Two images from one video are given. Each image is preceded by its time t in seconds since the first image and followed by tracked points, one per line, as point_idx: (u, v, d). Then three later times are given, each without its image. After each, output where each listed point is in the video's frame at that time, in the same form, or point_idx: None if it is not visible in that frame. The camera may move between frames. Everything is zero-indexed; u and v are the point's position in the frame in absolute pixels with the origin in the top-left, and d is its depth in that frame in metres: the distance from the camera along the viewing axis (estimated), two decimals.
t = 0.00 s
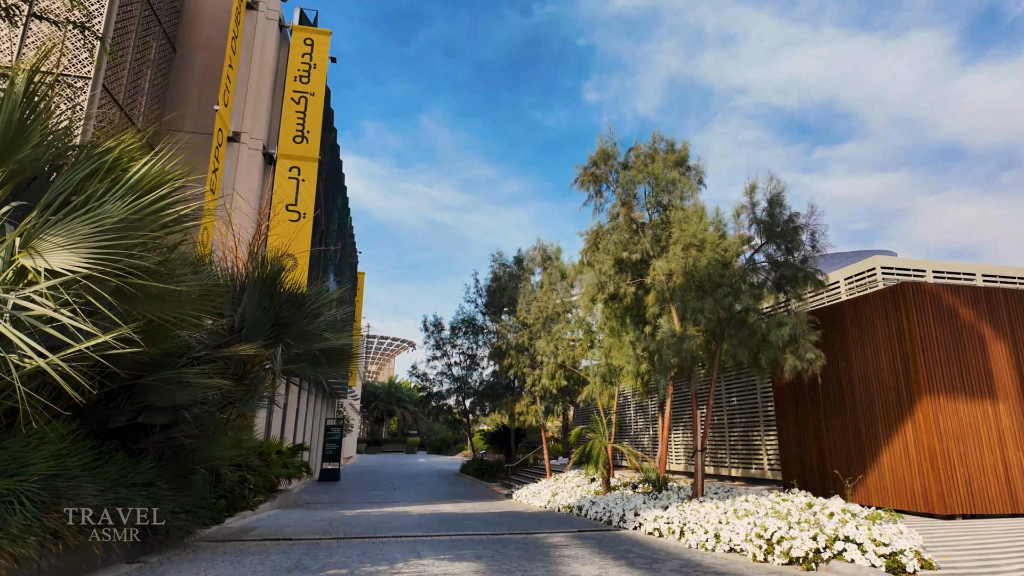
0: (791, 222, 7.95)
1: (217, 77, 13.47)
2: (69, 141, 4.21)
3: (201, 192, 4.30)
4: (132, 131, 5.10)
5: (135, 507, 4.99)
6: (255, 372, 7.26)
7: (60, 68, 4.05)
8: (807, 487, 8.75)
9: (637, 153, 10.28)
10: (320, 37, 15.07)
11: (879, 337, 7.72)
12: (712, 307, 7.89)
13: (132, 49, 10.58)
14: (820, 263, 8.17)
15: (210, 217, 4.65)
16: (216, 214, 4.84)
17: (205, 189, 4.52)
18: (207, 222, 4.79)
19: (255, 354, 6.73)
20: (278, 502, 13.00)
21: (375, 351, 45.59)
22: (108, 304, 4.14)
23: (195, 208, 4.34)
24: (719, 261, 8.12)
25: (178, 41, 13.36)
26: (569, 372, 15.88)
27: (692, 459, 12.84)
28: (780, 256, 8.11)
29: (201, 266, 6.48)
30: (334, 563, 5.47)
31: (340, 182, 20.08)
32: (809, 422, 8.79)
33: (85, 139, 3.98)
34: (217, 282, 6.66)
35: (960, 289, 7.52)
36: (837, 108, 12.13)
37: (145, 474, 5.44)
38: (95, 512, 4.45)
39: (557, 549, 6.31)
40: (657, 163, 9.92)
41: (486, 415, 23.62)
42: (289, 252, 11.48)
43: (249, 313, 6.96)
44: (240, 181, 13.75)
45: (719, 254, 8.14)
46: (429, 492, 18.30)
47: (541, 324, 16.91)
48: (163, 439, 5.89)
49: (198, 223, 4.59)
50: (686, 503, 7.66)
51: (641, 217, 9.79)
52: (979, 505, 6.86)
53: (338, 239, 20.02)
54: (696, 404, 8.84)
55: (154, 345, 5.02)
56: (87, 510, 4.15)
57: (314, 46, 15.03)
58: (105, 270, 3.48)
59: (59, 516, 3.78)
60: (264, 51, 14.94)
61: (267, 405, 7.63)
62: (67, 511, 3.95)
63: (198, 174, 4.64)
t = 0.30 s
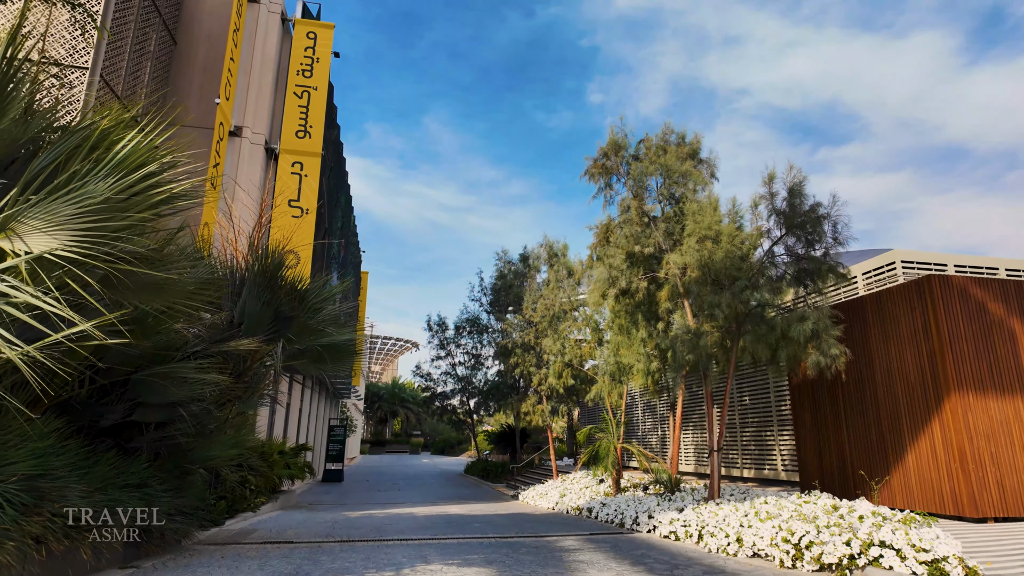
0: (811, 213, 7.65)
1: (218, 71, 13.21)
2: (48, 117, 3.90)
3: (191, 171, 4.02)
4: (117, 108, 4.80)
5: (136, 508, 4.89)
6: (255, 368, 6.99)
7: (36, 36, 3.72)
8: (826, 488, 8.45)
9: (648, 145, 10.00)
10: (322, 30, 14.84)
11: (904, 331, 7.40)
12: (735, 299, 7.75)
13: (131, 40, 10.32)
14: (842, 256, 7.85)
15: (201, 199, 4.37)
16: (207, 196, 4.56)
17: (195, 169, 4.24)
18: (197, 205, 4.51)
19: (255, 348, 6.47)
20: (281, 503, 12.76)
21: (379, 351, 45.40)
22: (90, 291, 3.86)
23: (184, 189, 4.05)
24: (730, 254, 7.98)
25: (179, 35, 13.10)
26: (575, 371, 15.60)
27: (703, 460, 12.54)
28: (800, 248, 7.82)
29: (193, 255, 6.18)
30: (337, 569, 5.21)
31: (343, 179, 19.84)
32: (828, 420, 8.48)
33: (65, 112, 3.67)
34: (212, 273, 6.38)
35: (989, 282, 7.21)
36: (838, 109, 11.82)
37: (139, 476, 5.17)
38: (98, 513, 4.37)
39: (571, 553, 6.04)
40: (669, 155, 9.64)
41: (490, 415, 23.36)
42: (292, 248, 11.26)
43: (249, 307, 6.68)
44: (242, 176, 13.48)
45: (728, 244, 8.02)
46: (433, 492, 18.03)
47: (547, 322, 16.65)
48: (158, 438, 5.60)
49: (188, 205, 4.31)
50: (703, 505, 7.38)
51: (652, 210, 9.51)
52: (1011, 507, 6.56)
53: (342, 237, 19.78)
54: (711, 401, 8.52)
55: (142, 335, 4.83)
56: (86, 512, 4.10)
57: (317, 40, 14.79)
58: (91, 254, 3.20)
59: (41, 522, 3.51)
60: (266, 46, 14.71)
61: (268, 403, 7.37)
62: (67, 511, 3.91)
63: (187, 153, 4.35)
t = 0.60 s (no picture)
0: (827, 206, 7.38)
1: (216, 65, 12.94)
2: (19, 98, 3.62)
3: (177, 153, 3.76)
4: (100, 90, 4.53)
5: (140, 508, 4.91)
6: (250, 367, 6.74)
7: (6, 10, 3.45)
8: (841, 490, 8.19)
9: (655, 138, 9.75)
10: (322, 24, 14.59)
11: (923, 327, 7.13)
12: (750, 292, 7.49)
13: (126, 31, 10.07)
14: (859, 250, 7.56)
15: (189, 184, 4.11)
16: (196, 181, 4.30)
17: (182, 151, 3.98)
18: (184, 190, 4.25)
19: (249, 346, 6.22)
20: (279, 506, 12.52)
21: (380, 351, 45.18)
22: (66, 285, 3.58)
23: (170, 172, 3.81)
24: (740, 249, 7.77)
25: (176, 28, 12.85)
26: (579, 371, 15.35)
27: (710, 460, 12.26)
28: (815, 242, 7.55)
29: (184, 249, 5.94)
30: None
31: (344, 177, 19.60)
32: (843, 420, 8.23)
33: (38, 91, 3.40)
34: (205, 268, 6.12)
35: (1012, 277, 6.94)
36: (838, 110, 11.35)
37: (125, 481, 4.90)
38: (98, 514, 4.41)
39: (579, 560, 5.79)
40: (678, 148, 9.38)
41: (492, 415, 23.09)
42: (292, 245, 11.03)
43: (243, 303, 6.43)
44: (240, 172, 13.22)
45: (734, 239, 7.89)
46: (434, 494, 17.77)
47: (551, 321, 16.40)
48: (148, 439, 5.35)
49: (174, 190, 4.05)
50: (715, 509, 7.16)
51: (660, 205, 9.26)
52: None
53: (342, 235, 19.54)
54: (722, 401, 8.23)
55: (130, 332, 4.61)
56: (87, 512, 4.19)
57: (317, 34, 14.54)
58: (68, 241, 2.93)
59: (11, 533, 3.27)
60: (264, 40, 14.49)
61: (265, 403, 7.12)
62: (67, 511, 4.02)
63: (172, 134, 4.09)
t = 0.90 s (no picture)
0: (843, 195, 7.07)
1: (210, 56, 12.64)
2: None
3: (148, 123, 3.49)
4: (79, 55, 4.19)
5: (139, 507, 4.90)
6: (242, 364, 6.44)
7: None
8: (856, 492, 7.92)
9: (662, 128, 9.47)
10: (319, 16, 14.34)
11: (946, 322, 6.82)
12: (763, 285, 7.19)
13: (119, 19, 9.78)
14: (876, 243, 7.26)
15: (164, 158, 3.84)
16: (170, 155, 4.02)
17: (156, 122, 3.72)
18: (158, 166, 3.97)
19: (240, 341, 5.94)
20: (276, 508, 12.22)
21: (381, 351, 44.95)
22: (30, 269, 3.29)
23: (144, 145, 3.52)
24: (752, 242, 7.46)
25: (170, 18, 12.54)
26: (582, 370, 15.06)
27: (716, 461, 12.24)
28: (830, 234, 7.26)
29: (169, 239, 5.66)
30: None
31: (342, 173, 19.30)
32: (858, 419, 7.95)
33: None
34: (192, 259, 5.84)
35: None
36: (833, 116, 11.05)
37: (105, 484, 4.61)
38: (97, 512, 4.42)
39: (587, 566, 5.50)
40: (686, 138, 9.09)
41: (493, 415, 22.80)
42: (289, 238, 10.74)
43: (234, 296, 6.14)
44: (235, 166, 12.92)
45: (749, 229, 7.49)
46: (435, 495, 17.46)
47: (553, 319, 16.11)
48: (131, 439, 5.06)
49: (147, 164, 3.78)
50: (729, 512, 6.88)
51: (668, 197, 8.98)
52: None
53: (341, 231, 19.25)
54: (734, 399, 7.93)
55: (107, 324, 4.34)
56: (87, 512, 4.19)
57: (314, 26, 14.29)
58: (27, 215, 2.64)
59: None
60: (261, 32, 14.23)
61: (258, 402, 6.81)
62: (66, 512, 4.03)
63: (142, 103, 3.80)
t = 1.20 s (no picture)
0: (865, 185, 6.79)
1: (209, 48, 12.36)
2: None
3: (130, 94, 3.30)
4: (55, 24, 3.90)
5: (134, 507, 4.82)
6: (239, 361, 6.17)
7: None
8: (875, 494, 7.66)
9: (673, 119, 9.19)
10: (320, 9, 14.08)
11: (973, 317, 6.53)
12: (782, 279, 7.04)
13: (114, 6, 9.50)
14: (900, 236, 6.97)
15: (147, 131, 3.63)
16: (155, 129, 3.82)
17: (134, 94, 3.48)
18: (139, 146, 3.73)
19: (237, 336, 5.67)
20: (276, 510, 11.94)
21: (381, 351, 44.66)
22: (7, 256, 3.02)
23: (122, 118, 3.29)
24: (770, 234, 7.18)
25: (168, 10, 12.26)
26: (587, 369, 14.77)
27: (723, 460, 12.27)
28: (851, 226, 6.98)
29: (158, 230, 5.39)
30: None
31: (343, 170, 19.04)
32: (878, 419, 7.68)
33: None
34: (184, 252, 5.57)
35: None
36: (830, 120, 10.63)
37: (91, 487, 4.33)
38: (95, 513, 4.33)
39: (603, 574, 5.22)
40: (698, 129, 8.79)
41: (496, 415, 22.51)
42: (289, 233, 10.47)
43: (231, 290, 5.86)
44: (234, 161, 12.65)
45: (762, 224, 7.27)
46: (438, 496, 17.16)
47: (558, 317, 15.81)
48: (120, 439, 4.79)
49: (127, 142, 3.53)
50: (747, 516, 6.61)
51: (679, 190, 8.68)
52: None
53: (342, 229, 18.98)
54: (749, 399, 7.63)
55: (91, 318, 4.03)
56: (87, 512, 4.13)
57: (315, 19, 14.04)
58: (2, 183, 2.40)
59: None
60: (261, 24, 13.97)
61: (256, 401, 6.54)
62: (68, 511, 3.95)
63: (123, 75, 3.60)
